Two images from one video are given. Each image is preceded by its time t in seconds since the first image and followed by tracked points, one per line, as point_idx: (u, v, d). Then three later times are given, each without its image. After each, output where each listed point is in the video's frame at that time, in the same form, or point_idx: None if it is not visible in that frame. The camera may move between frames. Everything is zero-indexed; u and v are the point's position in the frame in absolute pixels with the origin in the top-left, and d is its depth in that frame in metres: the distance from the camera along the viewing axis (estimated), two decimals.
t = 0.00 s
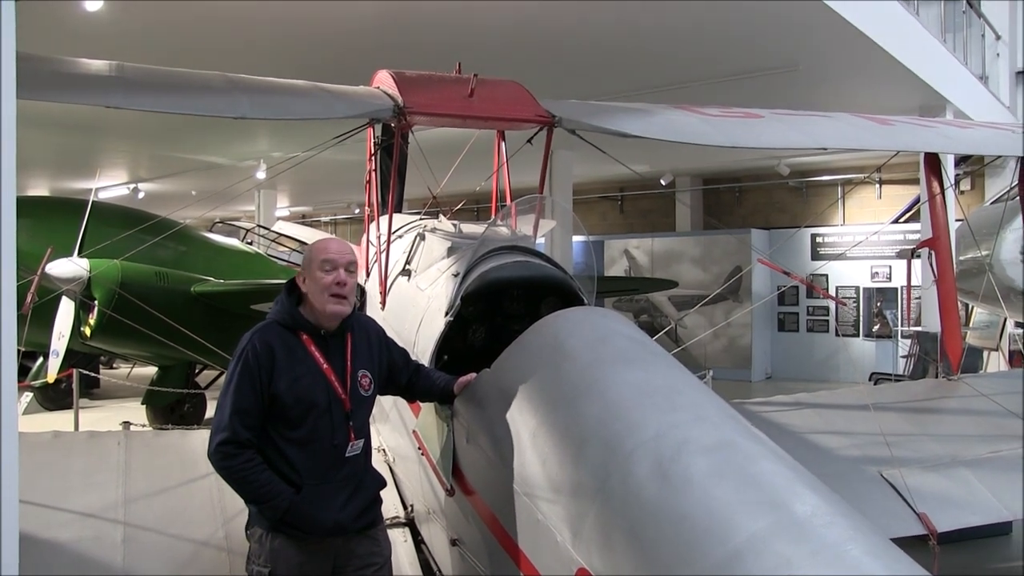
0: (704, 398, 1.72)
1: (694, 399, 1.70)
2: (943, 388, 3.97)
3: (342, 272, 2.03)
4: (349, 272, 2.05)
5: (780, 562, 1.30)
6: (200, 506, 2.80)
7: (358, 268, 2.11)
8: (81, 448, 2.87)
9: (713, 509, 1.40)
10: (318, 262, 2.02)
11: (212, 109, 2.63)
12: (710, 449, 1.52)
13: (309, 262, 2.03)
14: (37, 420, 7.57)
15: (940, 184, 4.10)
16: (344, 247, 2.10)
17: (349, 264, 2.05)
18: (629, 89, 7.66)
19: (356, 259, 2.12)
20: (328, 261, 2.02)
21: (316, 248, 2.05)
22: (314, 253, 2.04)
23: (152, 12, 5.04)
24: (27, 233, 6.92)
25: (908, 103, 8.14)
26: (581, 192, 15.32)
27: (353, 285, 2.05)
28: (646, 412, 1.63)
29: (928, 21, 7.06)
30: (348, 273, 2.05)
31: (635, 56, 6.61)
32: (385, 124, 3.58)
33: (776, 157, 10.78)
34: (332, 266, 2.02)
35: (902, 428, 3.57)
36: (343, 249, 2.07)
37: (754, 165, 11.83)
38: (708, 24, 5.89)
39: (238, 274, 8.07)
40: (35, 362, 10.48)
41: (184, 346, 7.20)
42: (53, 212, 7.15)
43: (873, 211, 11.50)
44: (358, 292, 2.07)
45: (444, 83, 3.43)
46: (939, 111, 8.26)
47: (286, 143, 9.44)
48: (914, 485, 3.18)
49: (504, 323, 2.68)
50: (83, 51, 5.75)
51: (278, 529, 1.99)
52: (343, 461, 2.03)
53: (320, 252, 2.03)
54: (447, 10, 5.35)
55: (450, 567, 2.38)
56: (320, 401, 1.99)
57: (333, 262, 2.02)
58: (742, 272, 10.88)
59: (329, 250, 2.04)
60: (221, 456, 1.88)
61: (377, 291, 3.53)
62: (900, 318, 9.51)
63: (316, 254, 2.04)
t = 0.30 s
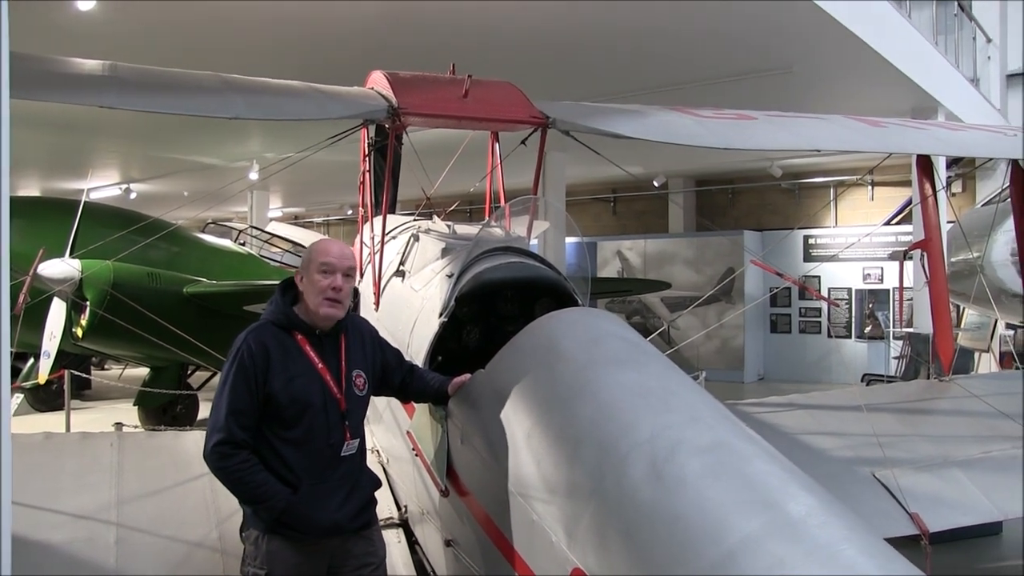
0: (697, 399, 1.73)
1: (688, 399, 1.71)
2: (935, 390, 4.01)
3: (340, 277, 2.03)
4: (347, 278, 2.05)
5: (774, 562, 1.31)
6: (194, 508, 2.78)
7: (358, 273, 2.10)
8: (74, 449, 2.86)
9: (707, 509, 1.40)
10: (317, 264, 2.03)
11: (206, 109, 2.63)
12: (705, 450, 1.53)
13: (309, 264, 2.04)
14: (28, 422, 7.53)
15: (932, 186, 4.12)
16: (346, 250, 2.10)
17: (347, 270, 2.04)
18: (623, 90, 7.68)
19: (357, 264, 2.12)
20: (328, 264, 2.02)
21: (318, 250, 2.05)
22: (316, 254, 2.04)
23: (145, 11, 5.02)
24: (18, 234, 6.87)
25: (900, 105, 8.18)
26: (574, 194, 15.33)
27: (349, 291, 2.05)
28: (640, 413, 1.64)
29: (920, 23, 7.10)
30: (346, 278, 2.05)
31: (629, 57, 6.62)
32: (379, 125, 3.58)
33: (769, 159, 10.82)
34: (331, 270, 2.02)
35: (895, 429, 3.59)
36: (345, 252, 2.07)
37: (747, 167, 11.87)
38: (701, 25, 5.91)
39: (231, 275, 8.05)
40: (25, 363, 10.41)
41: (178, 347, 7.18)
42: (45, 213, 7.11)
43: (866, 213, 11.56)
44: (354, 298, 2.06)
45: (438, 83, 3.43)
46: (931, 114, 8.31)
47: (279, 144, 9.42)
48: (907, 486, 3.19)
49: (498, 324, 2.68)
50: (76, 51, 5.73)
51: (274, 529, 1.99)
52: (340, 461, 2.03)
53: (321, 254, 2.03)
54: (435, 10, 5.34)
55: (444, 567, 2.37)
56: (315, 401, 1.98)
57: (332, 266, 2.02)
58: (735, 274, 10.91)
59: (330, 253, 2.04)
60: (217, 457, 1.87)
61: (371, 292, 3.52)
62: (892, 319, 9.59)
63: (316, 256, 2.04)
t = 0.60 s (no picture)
0: (694, 398, 1.73)
1: (684, 399, 1.71)
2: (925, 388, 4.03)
3: (339, 282, 2.02)
4: (346, 282, 2.04)
5: (774, 561, 1.30)
6: (187, 509, 2.77)
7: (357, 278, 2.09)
8: (64, 451, 2.83)
9: (705, 509, 1.40)
10: (317, 268, 2.02)
11: (198, 109, 2.61)
12: (703, 449, 1.53)
13: (309, 267, 2.03)
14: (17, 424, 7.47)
15: (923, 185, 4.13)
16: (347, 253, 2.10)
17: (346, 274, 2.04)
18: (615, 90, 7.69)
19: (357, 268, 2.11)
20: (328, 269, 2.02)
21: (318, 253, 2.05)
22: (316, 258, 2.04)
23: (135, 10, 4.99)
24: (8, 235, 6.82)
25: (890, 105, 8.22)
26: (565, 193, 15.34)
27: (348, 295, 2.04)
28: (637, 412, 1.64)
29: (909, 23, 7.14)
30: (344, 282, 2.04)
31: (621, 57, 6.63)
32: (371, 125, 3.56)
33: (759, 158, 10.85)
34: (330, 275, 2.01)
35: (888, 428, 3.60)
36: (345, 257, 2.06)
37: (738, 166, 11.90)
38: (694, 25, 5.92)
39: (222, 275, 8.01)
40: (14, 365, 10.34)
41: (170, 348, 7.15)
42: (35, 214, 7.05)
43: (856, 212, 11.63)
44: (352, 303, 2.05)
45: (430, 83, 3.42)
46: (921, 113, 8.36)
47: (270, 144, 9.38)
48: (900, 485, 3.19)
49: (493, 324, 2.68)
50: (66, 51, 5.69)
51: (271, 531, 1.97)
52: (336, 463, 2.02)
53: (321, 258, 2.03)
54: (428, 10, 5.33)
55: (439, 568, 2.37)
56: (312, 403, 1.98)
57: (332, 270, 2.02)
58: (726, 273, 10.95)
59: (330, 257, 2.03)
60: (214, 459, 1.86)
61: (364, 292, 3.51)
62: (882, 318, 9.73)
63: (316, 259, 2.04)
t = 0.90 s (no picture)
0: (689, 395, 1.73)
1: (680, 395, 1.70)
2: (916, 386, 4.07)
3: (331, 278, 2.02)
4: (338, 278, 2.04)
5: (772, 559, 1.30)
6: (180, 510, 2.75)
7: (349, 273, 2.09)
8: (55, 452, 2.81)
9: (703, 506, 1.40)
10: (308, 265, 2.01)
11: (189, 106, 2.58)
12: (699, 446, 1.53)
13: (299, 264, 2.02)
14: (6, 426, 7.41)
15: (914, 183, 4.15)
16: (336, 249, 2.09)
17: (338, 270, 2.03)
18: (607, 88, 7.69)
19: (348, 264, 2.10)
20: (319, 265, 2.01)
21: (308, 250, 2.04)
22: (306, 254, 2.03)
23: (124, 9, 4.95)
24: None
25: (880, 103, 8.26)
26: (556, 192, 15.35)
27: (341, 291, 2.04)
28: (634, 409, 1.63)
29: (899, 21, 7.17)
30: (336, 278, 2.04)
31: (613, 55, 6.63)
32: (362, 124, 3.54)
33: (750, 156, 10.88)
34: (322, 270, 2.01)
35: (879, 424, 3.62)
36: (336, 252, 2.06)
37: (729, 165, 11.94)
38: (685, 23, 5.93)
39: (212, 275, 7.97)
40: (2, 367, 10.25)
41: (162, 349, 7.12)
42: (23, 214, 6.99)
43: (846, 210, 11.70)
44: (345, 299, 2.05)
45: (422, 81, 3.41)
46: (910, 111, 8.40)
47: (260, 143, 9.34)
48: (892, 481, 3.20)
49: (486, 323, 2.67)
50: (54, 50, 5.65)
51: (269, 532, 1.96)
52: (334, 462, 2.01)
53: (312, 254, 2.02)
54: (420, 9, 5.31)
55: (434, 567, 2.36)
56: (309, 402, 1.96)
57: (323, 266, 2.01)
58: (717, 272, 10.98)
59: (320, 253, 2.03)
60: (211, 460, 1.84)
61: (355, 291, 3.49)
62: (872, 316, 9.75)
63: (307, 257, 2.03)
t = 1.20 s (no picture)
0: (686, 392, 1.73)
1: (676, 393, 1.70)
2: (906, 382, 4.10)
3: (317, 276, 1.99)
4: (326, 276, 2.01)
5: (773, 556, 1.31)
6: (172, 510, 2.73)
7: (338, 271, 2.06)
8: (46, 452, 2.78)
9: (702, 503, 1.40)
10: (296, 263, 1.99)
11: (180, 103, 2.55)
12: (697, 443, 1.52)
13: (288, 263, 2.01)
14: None
15: (905, 179, 4.18)
16: (326, 246, 2.06)
17: (325, 268, 2.00)
18: (598, 86, 7.70)
19: (338, 262, 2.08)
20: (305, 264, 1.99)
21: (297, 248, 2.02)
22: (294, 253, 2.01)
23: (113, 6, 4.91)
24: None
25: (869, 100, 8.30)
26: (547, 190, 15.36)
27: (330, 290, 2.01)
28: (631, 407, 1.63)
29: (888, 19, 7.20)
30: (324, 277, 2.01)
31: (605, 52, 6.63)
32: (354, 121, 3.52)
33: (740, 153, 10.92)
34: (308, 269, 1.98)
35: (872, 420, 3.64)
36: (325, 249, 2.03)
37: (719, 162, 11.98)
38: (677, 20, 5.94)
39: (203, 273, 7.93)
40: None
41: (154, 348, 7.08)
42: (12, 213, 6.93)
43: (835, 206, 11.78)
44: (334, 297, 2.02)
45: (414, 78, 3.40)
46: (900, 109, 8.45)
47: (250, 141, 9.30)
48: (885, 476, 3.20)
49: (480, 320, 2.66)
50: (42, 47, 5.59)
51: (264, 531, 1.95)
52: (328, 461, 2.00)
53: (299, 253, 2.00)
54: (412, 6, 5.30)
55: (429, 566, 2.35)
56: (303, 401, 1.95)
57: (310, 265, 1.99)
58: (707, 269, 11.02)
59: (308, 251, 2.00)
60: (204, 460, 1.83)
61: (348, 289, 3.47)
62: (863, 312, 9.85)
63: (295, 255, 2.00)
